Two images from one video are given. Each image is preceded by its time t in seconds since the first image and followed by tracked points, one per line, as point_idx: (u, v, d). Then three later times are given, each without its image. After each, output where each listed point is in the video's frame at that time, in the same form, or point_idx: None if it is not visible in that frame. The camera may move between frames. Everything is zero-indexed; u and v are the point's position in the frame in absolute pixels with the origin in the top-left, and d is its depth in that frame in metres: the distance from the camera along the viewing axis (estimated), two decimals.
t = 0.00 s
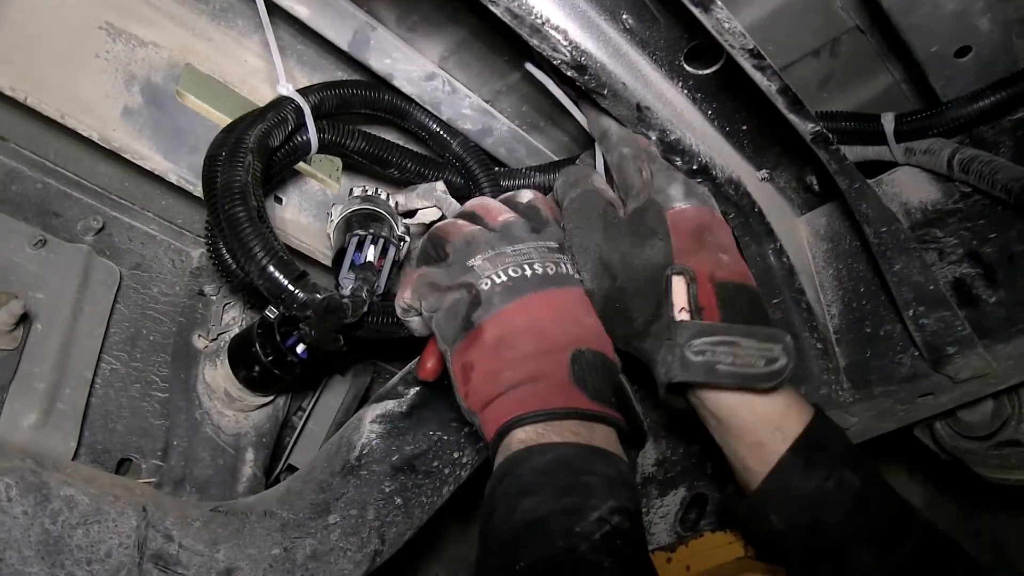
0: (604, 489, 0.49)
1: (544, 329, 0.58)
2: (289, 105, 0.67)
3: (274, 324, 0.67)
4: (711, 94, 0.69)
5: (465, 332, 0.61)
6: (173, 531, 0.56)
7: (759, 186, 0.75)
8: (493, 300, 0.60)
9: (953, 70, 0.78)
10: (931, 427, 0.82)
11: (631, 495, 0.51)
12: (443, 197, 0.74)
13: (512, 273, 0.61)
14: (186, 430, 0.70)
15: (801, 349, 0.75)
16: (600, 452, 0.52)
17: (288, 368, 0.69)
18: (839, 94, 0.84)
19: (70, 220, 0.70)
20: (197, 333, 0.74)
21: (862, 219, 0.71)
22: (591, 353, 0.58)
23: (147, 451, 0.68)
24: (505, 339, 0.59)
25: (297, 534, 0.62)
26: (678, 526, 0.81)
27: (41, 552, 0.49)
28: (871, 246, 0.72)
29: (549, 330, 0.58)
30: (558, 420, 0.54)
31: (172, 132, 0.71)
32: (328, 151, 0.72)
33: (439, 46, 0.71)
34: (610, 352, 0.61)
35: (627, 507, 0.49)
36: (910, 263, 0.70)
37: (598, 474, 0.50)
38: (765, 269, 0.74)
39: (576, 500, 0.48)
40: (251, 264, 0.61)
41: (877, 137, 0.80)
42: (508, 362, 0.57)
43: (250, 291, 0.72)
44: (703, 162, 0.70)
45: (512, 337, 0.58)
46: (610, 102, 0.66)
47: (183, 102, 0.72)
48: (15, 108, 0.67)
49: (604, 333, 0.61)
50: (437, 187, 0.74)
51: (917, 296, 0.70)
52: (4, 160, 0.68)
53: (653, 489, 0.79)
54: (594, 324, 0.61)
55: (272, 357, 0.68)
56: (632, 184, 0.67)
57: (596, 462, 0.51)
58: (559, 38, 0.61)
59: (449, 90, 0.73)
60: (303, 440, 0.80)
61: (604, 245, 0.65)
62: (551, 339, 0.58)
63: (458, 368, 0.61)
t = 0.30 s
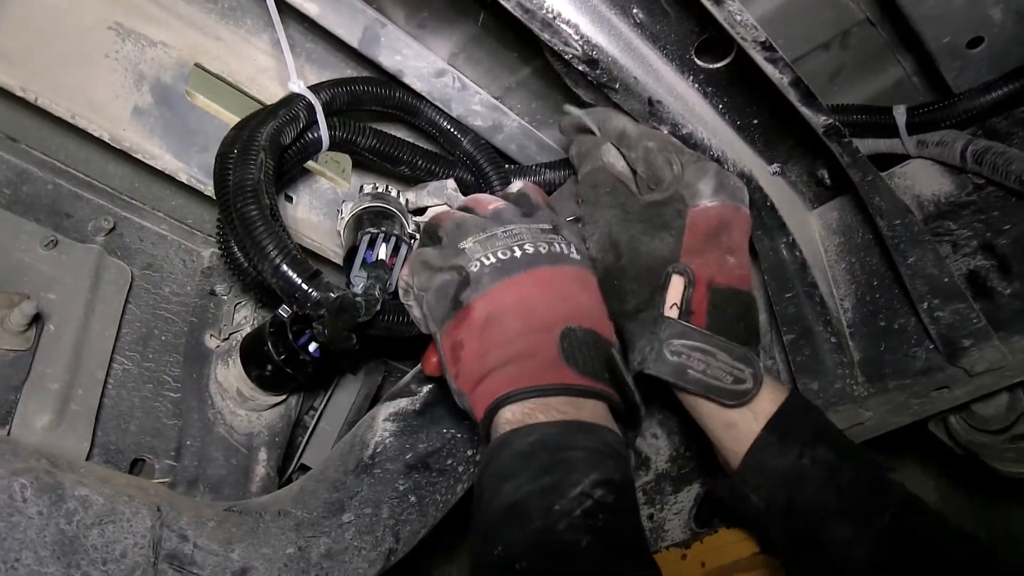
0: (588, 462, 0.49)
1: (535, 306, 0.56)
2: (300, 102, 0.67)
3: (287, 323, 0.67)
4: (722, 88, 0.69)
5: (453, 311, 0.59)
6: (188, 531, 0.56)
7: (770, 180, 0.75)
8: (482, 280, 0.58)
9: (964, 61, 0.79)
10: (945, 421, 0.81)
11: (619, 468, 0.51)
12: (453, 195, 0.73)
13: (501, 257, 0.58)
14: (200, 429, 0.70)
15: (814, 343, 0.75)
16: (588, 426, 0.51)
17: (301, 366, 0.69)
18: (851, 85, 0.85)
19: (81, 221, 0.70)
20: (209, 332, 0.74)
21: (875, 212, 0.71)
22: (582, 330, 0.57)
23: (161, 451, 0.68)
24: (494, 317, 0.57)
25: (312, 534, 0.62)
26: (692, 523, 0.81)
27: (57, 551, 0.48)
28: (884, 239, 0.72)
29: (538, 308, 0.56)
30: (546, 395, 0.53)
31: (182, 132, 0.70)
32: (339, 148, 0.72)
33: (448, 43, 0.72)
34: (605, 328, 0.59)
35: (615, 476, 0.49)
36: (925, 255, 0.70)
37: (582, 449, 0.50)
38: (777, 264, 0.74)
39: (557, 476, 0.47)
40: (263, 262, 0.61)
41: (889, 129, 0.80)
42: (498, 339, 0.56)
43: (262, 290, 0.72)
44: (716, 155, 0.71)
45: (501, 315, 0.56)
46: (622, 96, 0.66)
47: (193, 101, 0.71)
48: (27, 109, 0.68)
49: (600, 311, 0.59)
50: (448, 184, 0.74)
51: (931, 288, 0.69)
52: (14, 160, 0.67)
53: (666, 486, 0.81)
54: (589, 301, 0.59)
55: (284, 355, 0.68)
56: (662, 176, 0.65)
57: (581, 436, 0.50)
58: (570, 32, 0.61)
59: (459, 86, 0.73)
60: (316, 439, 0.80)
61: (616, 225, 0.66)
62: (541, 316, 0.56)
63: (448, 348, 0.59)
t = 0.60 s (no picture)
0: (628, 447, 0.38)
1: (545, 291, 0.44)
2: (306, 101, 0.67)
3: (295, 323, 0.67)
4: (729, 83, 0.69)
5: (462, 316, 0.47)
6: (198, 532, 0.55)
7: (777, 175, 0.75)
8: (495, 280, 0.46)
9: (973, 54, 0.80)
10: (957, 417, 0.81)
11: (659, 463, 0.39)
12: (460, 193, 0.74)
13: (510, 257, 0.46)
14: (209, 430, 0.70)
15: (824, 338, 0.74)
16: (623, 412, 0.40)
17: (309, 366, 0.68)
18: (857, 81, 0.85)
19: (89, 222, 0.69)
20: (218, 333, 0.75)
21: (884, 205, 0.71)
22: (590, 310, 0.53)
23: (170, 452, 0.67)
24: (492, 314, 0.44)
25: (323, 534, 0.62)
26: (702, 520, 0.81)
27: (68, 551, 0.48)
28: (895, 234, 0.71)
29: (550, 297, 0.44)
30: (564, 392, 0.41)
31: (189, 132, 0.71)
32: (346, 148, 0.72)
33: (455, 41, 0.72)
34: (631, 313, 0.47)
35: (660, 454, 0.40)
36: (935, 249, 0.70)
37: (619, 446, 0.38)
38: (785, 259, 0.73)
39: (586, 482, 0.36)
40: (271, 261, 0.60)
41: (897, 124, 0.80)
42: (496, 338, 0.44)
43: (269, 291, 0.72)
44: (724, 151, 0.70)
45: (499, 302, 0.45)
46: (630, 92, 0.66)
47: (200, 101, 0.72)
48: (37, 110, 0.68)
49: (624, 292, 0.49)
50: (455, 183, 0.74)
51: (942, 282, 0.69)
52: (21, 163, 0.67)
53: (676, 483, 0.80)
54: (613, 296, 0.46)
55: (293, 355, 0.67)
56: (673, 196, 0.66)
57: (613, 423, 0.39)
58: (578, 28, 0.61)
59: (466, 84, 0.74)
60: (324, 441, 0.79)
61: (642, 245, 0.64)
62: (555, 304, 0.44)
63: (463, 354, 0.47)
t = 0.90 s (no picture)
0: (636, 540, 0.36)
1: (476, 450, 0.40)
2: (313, 104, 0.67)
3: (303, 326, 0.66)
4: (736, 82, 0.69)
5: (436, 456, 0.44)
6: (208, 535, 0.55)
7: (783, 174, 0.75)
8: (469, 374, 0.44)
9: (981, 51, 0.80)
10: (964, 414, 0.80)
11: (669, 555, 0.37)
12: (467, 195, 0.74)
13: (514, 344, 0.44)
14: (218, 433, 0.70)
15: (831, 336, 0.74)
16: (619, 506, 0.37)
17: (318, 368, 0.68)
18: (864, 78, 0.84)
19: (97, 226, 0.70)
20: (225, 336, 0.74)
21: (892, 204, 0.71)
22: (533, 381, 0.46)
23: (179, 455, 0.68)
24: (456, 490, 0.41)
25: (333, 536, 0.62)
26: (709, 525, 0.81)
27: (79, 556, 0.48)
28: (902, 232, 0.71)
29: (486, 436, 0.40)
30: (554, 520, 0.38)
31: (196, 135, 0.71)
32: (353, 150, 0.72)
33: (459, 42, 0.72)
34: (578, 381, 0.40)
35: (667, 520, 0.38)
36: (943, 247, 0.69)
37: (628, 546, 0.36)
38: (794, 258, 0.75)
39: None
40: (280, 264, 0.60)
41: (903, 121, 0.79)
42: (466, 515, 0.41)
43: (278, 294, 0.71)
44: (731, 152, 0.71)
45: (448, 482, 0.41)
46: (638, 93, 0.66)
47: (206, 104, 0.72)
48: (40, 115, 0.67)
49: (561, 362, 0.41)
50: (462, 184, 0.74)
51: (951, 280, 0.69)
52: (30, 168, 0.67)
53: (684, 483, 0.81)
54: (559, 383, 0.40)
55: (301, 358, 0.67)
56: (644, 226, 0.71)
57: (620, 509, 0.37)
58: (585, 28, 0.61)
59: (472, 85, 0.74)
60: (332, 442, 0.79)
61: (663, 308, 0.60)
62: (492, 446, 0.39)
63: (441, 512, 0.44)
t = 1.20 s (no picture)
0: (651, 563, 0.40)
1: None
2: (320, 109, 0.67)
3: (312, 330, 0.66)
4: (742, 83, 0.69)
5: None
6: (220, 540, 0.54)
7: (789, 175, 0.75)
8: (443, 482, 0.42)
9: (987, 50, 0.79)
10: (973, 415, 0.80)
11: None
12: (473, 198, 0.74)
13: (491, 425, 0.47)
14: (228, 438, 0.71)
15: (840, 336, 0.75)
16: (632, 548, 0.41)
17: (327, 373, 0.68)
18: (868, 79, 0.85)
19: (105, 232, 0.70)
20: (234, 341, 0.75)
21: (899, 204, 0.71)
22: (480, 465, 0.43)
23: (188, 460, 0.68)
24: None
25: (344, 540, 0.59)
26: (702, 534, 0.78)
27: (92, 562, 0.47)
28: (911, 232, 0.71)
29: None
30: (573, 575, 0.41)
31: (203, 140, 0.71)
32: (360, 155, 0.73)
33: (464, 46, 0.72)
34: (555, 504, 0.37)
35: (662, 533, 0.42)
36: (952, 247, 0.69)
37: None
38: (800, 258, 0.76)
39: None
40: (289, 269, 0.60)
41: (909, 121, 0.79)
42: None
43: (285, 299, 0.71)
44: (738, 153, 0.70)
45: None
46: (645, 95, 0.65)
47: (212, 108, 0.72)
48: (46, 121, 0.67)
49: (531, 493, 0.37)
50: (469, 188, 0.75)
51: (960, 280, 0.69)
52: (39, 175, 0.68)
53: (693, 484, 0.81)
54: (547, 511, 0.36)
55: (311, 362, 0.67)
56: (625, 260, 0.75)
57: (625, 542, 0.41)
58: (593, 31, 0.61)
59: (478, 89, 0.74)
60: (340, 446, 0.80)
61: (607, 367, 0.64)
62: None
63: None
